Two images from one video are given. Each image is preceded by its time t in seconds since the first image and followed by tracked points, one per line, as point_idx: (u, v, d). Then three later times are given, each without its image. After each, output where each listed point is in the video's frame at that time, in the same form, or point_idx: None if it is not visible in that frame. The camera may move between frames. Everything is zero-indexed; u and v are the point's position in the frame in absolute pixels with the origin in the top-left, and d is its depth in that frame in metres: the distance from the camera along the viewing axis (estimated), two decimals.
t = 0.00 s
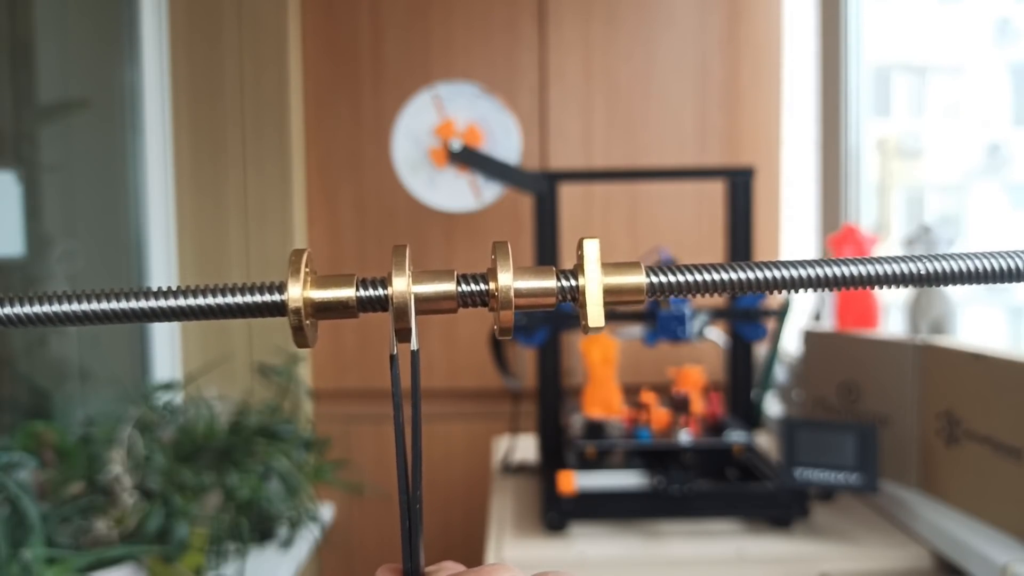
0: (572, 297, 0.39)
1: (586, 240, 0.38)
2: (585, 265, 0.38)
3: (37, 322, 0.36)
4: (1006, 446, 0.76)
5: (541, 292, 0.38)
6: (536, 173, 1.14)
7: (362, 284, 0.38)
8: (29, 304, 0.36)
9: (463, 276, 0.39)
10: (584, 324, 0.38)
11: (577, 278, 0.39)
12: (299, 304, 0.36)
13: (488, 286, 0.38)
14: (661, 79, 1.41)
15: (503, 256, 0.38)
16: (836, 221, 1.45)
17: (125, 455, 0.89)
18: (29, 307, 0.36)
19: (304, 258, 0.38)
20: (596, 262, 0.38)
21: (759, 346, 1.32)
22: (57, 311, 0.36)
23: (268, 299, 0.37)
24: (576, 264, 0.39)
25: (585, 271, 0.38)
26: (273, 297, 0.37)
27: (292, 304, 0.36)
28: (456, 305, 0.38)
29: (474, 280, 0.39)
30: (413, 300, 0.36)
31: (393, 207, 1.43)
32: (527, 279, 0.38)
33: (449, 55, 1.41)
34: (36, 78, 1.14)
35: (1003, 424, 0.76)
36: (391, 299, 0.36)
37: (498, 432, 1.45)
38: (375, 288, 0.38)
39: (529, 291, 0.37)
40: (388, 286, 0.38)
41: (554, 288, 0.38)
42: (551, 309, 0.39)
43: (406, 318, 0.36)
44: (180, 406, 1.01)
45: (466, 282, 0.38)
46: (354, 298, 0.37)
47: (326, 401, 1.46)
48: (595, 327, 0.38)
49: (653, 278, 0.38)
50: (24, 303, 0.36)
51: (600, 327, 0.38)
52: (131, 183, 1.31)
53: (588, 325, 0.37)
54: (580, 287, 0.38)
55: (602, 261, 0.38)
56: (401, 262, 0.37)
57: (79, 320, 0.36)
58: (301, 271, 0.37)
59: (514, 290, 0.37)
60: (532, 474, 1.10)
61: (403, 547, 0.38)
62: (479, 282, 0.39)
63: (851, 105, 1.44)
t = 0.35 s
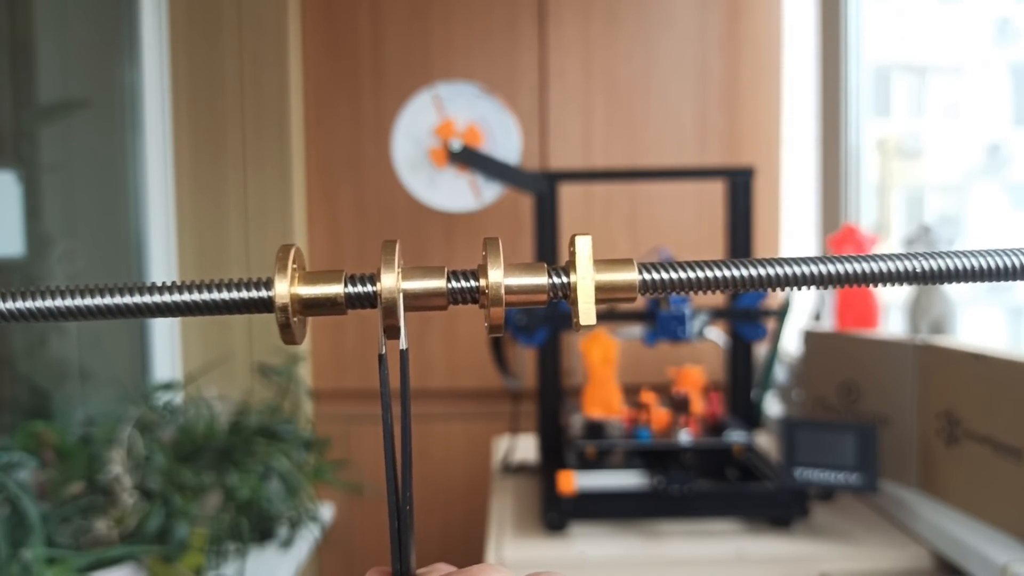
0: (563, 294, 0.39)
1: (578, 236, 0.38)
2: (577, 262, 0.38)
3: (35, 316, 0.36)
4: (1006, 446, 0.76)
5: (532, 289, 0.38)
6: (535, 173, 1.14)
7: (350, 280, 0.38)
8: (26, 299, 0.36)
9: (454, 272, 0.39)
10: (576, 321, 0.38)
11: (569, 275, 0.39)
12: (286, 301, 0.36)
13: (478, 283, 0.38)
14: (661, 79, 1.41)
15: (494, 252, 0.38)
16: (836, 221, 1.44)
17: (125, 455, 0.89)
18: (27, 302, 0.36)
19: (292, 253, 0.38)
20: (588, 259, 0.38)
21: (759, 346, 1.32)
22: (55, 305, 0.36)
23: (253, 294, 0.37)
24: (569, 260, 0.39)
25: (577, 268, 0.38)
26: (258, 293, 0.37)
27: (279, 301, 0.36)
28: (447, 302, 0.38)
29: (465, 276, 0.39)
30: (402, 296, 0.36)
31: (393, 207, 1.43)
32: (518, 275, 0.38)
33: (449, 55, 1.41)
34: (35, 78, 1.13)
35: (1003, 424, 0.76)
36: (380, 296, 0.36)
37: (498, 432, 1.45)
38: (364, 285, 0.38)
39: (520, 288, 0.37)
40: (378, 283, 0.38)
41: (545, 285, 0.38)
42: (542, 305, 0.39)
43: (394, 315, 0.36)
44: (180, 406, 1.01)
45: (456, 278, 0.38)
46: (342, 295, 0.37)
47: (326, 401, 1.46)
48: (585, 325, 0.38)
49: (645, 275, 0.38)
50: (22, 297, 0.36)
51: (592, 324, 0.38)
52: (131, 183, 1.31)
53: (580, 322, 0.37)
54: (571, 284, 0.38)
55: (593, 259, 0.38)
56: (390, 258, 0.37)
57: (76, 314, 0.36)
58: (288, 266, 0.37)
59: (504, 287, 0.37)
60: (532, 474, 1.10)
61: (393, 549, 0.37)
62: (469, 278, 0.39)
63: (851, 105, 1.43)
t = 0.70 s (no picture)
0: (569, 303, 0.38)
1: (583, 245, 0.38)
2: (582, 269, 0.38)
3: (35, 325, 0.36)
4: (1006, 446, 0.76)
5: (537, 297, 0.37)
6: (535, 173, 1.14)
7: (358, 288, 0.38)
8: (31, 308, 0.36)
9: (461, 281, 0.39)
10: (581, 329, 0.38)
11: (574, 283, 0.38)
12: (294, 309, 0.36)
13: (484, 291, 0.38)
14: (661, 79, 1.41)
15: (500, 260, 0.38)
16: (836, 221, 1.45)
17: (125, 456, 0.88)
18: (31, 310, 0.36)
19: (300, 261, 0.38)
20: (593, 267, 0.38)
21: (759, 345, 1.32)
22: (56, 315, 0.36)
23: (261, 303, 0.37)
24: (574, 269, 0.39)
25: (582, 276, 0.38)
26: (268, 302, 0.37)
27: (287, 308, 0.36)
28: (454, 310, 0.38)
29: (471, 285, 0.39)
30: (409, 305, 0.37)
31: (393, 207, 1.42)
32: (522, 284, 0.37)
33: (449, 54, 1.41)
34: (35, 78, 1.13)
35: (1003, 424, 0.76)
36: (388, 305, 0.37)
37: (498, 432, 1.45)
38: (372, 293, 0.38)
39: (525, 296, 0.37)
40: (385, 291, 0.38)
41: (550, 293, 0.38)
42: (547, 313, 0.38)
43: (402, 323, 0.37)
44: (180, 406, 1.01)
45: (463, 286, 0.38)
46: (350, 303, 0.37)
47: (326, 401, 1.46)
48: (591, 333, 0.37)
49: (649, 284, 0.38)
50: (26, 306, 0.36)
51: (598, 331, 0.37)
52: (131, 183, 1.31)
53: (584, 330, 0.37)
54: (576, 292, 0.38)
55: (598, 266, 0.38)
56: (398, 266, 0.37)
57: (78, 323, 0.36)
58: (296, 274, 0.37)
59: (510, 295, 0.37)
60: (532, 474, 1.10)
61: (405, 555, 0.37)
62: (475, 286, 0.39)
63: (851, 104, 1.43)
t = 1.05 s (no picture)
0: (550, 295, 0.39)
1: (565, 237, 0.39)
2: (563, 262, 0.38)
3: (35, 322, 0.36)
4: (1005, 446, 0.76)
5: (519, 290, 0.38)
6: (536, 173, 1.14)
7: (342, 283, 0.38)
8: (30, 304, 0.36)
9: (443, 274, 0.39)
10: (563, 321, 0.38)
11: (556, 275, 0.39)
12: (278, 303, 0.36)
13: (466, 284, 0.38)
14: (661, 79, 1.41)
15: (481, 253, 0.38)
16: (836, 221, 1.45)
17: (125, 455, 0.88)
18: (30, 307, 0.36)
19: (282, 257, 0.38)
20: (574, 260, 0.38)
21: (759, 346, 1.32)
22: (55, 310, 0.36)
23: (247, 298, 0.37)
24: (555, 261, 0.39)
25: (563, 269, 0.38)
26: (252, 296, 0.37)
27: (270, 303, 0.36)
28: (436, 304, 0.38)
29: (453, 278, 0.39)
30: (392, 299, 0.37)
31: (393, 207, 1.43)
32: (504, 277, 0.38)
33: (449, 54, 1.41)
34: (36, 78, 1.15)
35: (1002, 424, 0.76)
36: (371, 299, 0.37)
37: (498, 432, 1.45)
38: (354, 287, 0.38)
39: (507, 289, 0.38)
40: (368, 286, 0.38)
41: (532, 286, 0.38)
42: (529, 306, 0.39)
43: (386, 317, 0.37)
44: (180, 406, 1.01)
45: (445, 279, 0.39)
46: (333, 297, 0.37)
47: (327, 401, 1.46)
48: (572, 324, 0.38)
49: (630, 276, 0.38)
50: (24, 302, 0.36)
51: (579, 324, 0.38)
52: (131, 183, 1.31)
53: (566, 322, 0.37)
54: (558, 284, 0.39)
55: (579, 260, 0.38)
56: (380, 261, 0.37)
57: (80, 318, 0.36)
58: (279, 270, 0.37)
59: (492, 288, 0.37)
60: (533, 474, 1.10)
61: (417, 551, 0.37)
62: (458, 279, 0.39)
63: (851, 104, 1.44)
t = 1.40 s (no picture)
0: (541, 285, 0.39)
1: (555, 226, 0.38)
2: (553, 252, 0.38)
3: (32, 315, 0.36)
4: (1006, 446, 0.76)
5: (508, 281, 0.38)
6: (536, 172, 1.14)
7: (328, 275, 0.38)
8: (26, 298, 0.36)
9: (431, 265, 0.39)
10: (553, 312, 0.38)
11: (546, 266, 0.39)
12: (263, 296, 0.36)
13: (455, 275, 0.38)
14: (661, 79, 1.41)
15: (470, 243, 0.38)
16: (836, 221, 1.45)
17: (125, 455, 0.88)
18: (27, 301, 0.36)
19: (269, 249, 0.38)
20: (565, 250, 0.38)
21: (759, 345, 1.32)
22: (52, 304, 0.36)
23: (232, 291, 0.37)
24: (545, 251, 0.39)
25: (553, 259, 0.38)
26: (237, 289, 0.37)
27: (256, 297, 0.36)
28: (424, 295, 0.38)
29: (442, 269, 0.39)
30: (379, 291, 0.37)
31: (393, 206, 1.42)
32: (494, 267, 0.38)
33: (449, 54, 1.41)
34: (35, 79, 1.14)
35: (1002, 424, 0.76)
36: (357, 291, 0.37)
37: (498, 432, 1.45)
38: (341, 279, 0.38)
39: (496, 279, 0.38)
40: (355, 277, 0.38)
41: (522, 277, 0.38)
42: (520, 297, 0.39)
43: (373, 309, 0.37)
44: (180, 406, 1.01)
45: (434, 271, 0.38)
46: (320, 290, 0.37)
47: (327, 400, 1.46)
48: (562, 315, 0.37)
49: (620, 266, 0.38)
50: (20, 297, 0.36)
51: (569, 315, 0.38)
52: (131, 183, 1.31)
53: (556, 312, 0.37)
54: (548, 275, 0.39)
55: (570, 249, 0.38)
56: (367, 253, 0.37)
57: (77, 312, 0.36)
58: (265, 262, 0.37)
59: (480, 279, 0.37)
60: (533, 474, 1.10)
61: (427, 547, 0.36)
62: (447, 270, 0.39)
63: (851, 105, 1.44)
